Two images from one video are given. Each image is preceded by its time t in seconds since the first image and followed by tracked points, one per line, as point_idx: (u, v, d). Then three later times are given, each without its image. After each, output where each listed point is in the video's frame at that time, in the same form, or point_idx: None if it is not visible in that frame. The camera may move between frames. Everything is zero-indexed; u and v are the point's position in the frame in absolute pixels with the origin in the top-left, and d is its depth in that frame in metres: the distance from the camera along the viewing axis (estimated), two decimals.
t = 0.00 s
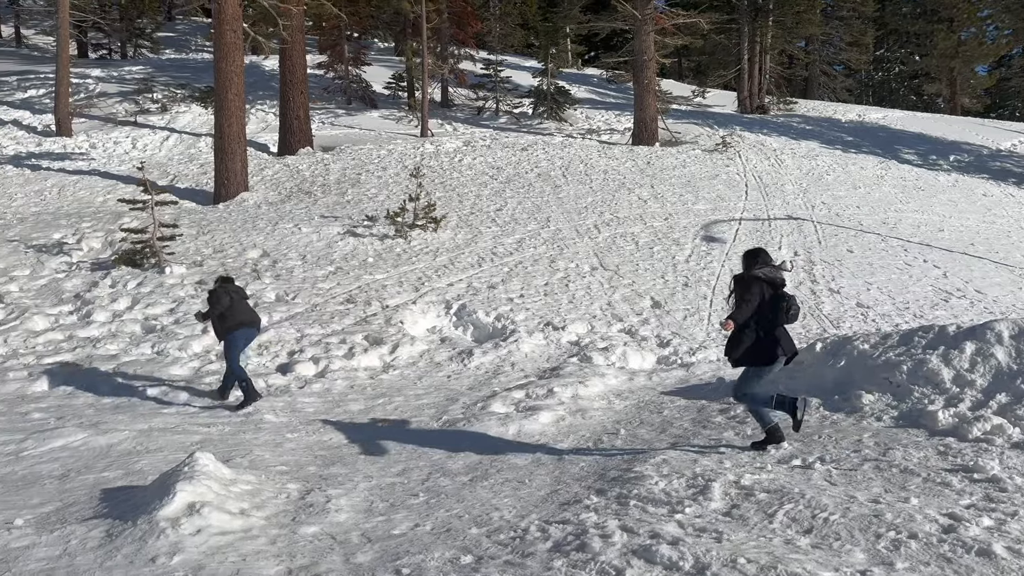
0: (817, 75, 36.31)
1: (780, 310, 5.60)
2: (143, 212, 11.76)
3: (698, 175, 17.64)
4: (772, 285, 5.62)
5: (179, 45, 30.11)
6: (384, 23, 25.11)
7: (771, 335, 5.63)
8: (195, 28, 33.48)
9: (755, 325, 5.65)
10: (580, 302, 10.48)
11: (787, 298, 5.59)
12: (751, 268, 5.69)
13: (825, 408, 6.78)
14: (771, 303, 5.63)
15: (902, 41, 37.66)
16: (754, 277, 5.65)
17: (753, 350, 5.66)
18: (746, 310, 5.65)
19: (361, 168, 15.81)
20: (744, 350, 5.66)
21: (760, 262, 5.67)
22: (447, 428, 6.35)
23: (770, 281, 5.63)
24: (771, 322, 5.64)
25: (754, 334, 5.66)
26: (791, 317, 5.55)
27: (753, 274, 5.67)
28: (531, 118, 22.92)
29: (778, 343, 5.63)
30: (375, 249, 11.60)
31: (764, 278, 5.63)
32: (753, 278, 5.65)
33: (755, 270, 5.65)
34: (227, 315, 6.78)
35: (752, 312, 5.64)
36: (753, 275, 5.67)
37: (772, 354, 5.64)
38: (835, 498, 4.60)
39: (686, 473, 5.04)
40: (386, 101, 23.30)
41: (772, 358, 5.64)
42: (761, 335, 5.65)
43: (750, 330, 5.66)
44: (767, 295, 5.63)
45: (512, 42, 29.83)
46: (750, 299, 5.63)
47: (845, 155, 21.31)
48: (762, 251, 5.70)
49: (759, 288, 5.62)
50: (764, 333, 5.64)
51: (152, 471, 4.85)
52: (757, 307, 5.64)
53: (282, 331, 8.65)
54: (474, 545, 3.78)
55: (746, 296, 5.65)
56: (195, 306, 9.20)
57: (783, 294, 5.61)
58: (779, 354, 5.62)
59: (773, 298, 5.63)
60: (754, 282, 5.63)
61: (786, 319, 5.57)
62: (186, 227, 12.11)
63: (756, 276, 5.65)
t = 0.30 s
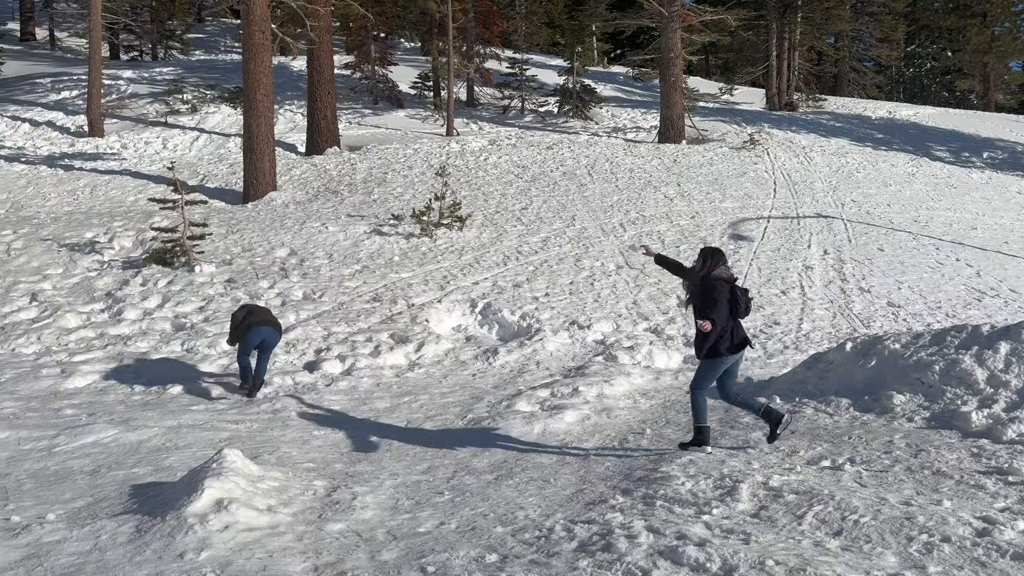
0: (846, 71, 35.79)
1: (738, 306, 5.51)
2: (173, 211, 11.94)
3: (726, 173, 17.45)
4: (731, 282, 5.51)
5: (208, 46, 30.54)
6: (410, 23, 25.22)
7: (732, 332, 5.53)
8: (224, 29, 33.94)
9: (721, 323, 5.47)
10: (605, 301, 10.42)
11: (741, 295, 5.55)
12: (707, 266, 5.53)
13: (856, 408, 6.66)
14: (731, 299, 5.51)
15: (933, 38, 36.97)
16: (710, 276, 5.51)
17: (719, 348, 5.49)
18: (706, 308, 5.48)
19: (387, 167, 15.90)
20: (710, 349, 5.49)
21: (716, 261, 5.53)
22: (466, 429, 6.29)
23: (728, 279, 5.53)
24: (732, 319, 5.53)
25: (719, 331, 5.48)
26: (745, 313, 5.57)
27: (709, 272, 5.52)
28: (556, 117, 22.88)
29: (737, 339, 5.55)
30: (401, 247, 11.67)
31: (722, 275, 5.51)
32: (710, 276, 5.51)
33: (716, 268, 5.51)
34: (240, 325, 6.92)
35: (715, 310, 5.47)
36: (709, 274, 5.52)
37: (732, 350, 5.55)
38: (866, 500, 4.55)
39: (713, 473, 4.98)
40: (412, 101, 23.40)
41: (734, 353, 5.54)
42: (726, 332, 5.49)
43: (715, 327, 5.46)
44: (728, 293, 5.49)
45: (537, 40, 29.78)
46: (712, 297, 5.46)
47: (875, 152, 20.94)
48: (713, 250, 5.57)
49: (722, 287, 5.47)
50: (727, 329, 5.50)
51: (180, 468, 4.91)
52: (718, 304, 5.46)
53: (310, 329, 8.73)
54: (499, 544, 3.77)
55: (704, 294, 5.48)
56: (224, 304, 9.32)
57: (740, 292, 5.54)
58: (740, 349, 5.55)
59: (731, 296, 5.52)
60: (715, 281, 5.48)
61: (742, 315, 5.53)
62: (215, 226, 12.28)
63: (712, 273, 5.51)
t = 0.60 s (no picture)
0: (873, 67, 35.23)
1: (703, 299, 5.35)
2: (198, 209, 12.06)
3: (750, 170, 17.24)
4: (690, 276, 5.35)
5: (232, 45, 30.86)
6: (432, 21, 25.26)
7: (703, 326, 5.39)
8: (247, 28, 34.26)
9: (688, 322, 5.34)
10: (628, 299, 10.34)
11: (706, 285, 5.40)
12: (663, 266, 5.41)
13: (884, 408, 6.52)
14: (693, 294, 5.38)
15: (958, 33, 36.13)
16: (668, 273, 5.38)
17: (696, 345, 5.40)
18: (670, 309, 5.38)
19: (409, 165, 15.93)
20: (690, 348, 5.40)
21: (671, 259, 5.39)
22: (484, 434, 6.07)
23: (687, 273, 5.37)
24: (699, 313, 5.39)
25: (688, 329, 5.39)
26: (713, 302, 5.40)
27: (665, 271, 5.40)
28: (578, 114, 22.77)
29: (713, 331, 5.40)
30: (423, 245, 11.67)
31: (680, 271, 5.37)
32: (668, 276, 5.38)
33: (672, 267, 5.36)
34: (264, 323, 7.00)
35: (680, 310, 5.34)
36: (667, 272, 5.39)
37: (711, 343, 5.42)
38: (896, 501, 4.46)
39: (740, 473, 4.91)
40: (434, 99, 23.42)
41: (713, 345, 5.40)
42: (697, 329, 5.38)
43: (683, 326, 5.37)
44: (689, 288, 5.35)
45: (559, 38, 29.63)
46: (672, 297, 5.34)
47: (903, 149, 20.56)
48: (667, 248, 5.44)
49: (680, 285, 5.32)
50: (697, 326, 5.36)
51: (205, 464, 4.94)
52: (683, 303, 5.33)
53: (333, 327, 8.76)
54: (523, 543, 3.73)
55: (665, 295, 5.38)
56: (248, 301, 9.39)
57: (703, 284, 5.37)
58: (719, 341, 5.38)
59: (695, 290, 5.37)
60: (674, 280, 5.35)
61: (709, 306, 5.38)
62: (239, 224, 12.38)
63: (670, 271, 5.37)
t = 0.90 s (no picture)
0: (894, 63, 34.79)
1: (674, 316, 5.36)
2: (220, 206, 12.13)
3: (773, 166, 17.06)
4: (664, 291, 5.36)
5: (252, 43, 31.05)
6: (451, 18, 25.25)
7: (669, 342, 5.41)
8: (268, 26, 34.49)
9: (655, 336, 5.35)
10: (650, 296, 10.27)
11: (678, 302, 5.41)
12: (638, 276, 5.39)
13: (914, 407, 6.39)
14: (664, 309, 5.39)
15: (982, 29, 35.66)
16: (644, 285, 5.36)
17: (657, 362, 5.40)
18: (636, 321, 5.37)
19: (429, 162, 15.93)
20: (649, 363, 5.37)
21: (647, 270, 5.36)
22: (514, 432, 6.00)
23: (661, 288, 5.37)
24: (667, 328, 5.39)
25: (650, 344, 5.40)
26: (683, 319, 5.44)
27: (640, 282, 5.38)
28: (597, 111, 22.65)
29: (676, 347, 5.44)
30: (444, 242, 11.66)
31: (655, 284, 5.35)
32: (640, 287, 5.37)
33: (650, 279, 5.31)
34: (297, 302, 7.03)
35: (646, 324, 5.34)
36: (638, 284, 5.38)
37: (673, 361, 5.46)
38: (930, 501, 4.37)
39: (769, 472, 4.84)
40: (453, 95, 23.40)
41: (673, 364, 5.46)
42: (660, 346, 5.39)
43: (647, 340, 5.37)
44: (660, 303, 5.37)
45: (578, 35, 29.50)
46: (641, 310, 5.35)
47: (927, 146, 20.24)
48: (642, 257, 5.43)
49: (652, 299, 5.33)
50: (663, 341, 5.38)
51: (231, 459, 4.95)
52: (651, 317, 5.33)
53: (355, 323, 8.78)
54: (552, 540, 3.69)
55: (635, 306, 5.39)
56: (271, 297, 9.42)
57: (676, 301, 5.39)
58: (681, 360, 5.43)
59: (667, 305, 5.38)
60: (647, 293, 5.33)
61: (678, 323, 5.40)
62: (261, 220, 12.44)
63: (644, 283, 5.35)
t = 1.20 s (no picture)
0: (911, 59, 34.43)
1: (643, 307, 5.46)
2: (238, 201, 12.16)
3: (791, 163, 16.90)
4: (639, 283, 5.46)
5: (268, 39, 31.14)
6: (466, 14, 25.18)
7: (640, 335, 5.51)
8: (283, 21, 34.57)
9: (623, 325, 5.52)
10: (670, 293, 10.19)
11: (656, 299, 5.47)
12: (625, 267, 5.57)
13: (941, 406, 6.28)
14: (641, 303, 5.50)
15: (1001, 24, 35.20)
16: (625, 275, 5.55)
17: (619, 350, 5.53)
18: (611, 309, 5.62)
19: (445, 158, 15.90)
20: (607, 350, 5.52)
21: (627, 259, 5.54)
22: (544, 431, 5.88)
23: (639, 281, 5.48)
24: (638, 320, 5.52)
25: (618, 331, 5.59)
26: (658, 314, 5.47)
27: (624, 273, 5.56)
28: (613, 106, 22.53)
29: (647, 342, 5.52)
30: (461, 238, 11.63)
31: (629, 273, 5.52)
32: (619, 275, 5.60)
33: (624, 268, 5.49)
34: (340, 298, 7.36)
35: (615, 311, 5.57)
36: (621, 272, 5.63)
37: (642, 352, 5.54)
38: (965, 502, 4.28)
39: (799, 472, 4.76)
40: (468, 91, 23.36)
41: (640, 355, 5.53)
42: (628, 335, 5.54)
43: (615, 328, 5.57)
44: (637, 295, 5.50)
45: (593, 30, 29.39)
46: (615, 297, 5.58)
47: (946, 142, 19.98)
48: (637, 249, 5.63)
49: (628, 290, 5.49)
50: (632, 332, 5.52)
51: (256, 455, 4.94)
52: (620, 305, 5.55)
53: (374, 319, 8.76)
54: (582, 540, 3.65)
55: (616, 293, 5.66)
56: (290, 293, 9.42)
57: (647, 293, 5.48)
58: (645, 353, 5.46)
59: (642, 296, 5.50)
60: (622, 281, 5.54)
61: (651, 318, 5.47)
62: (279, 216, 12.46)
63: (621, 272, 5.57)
